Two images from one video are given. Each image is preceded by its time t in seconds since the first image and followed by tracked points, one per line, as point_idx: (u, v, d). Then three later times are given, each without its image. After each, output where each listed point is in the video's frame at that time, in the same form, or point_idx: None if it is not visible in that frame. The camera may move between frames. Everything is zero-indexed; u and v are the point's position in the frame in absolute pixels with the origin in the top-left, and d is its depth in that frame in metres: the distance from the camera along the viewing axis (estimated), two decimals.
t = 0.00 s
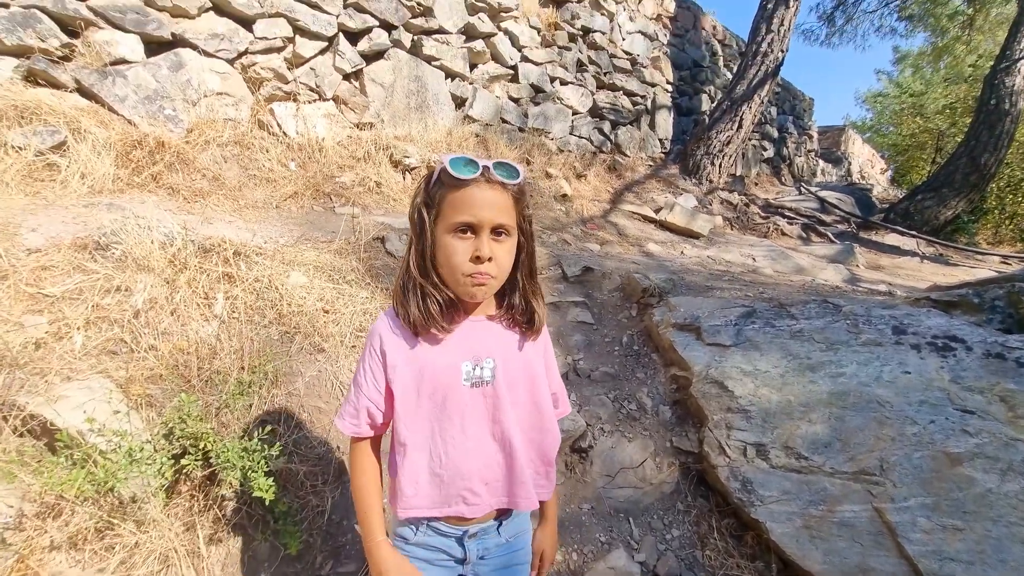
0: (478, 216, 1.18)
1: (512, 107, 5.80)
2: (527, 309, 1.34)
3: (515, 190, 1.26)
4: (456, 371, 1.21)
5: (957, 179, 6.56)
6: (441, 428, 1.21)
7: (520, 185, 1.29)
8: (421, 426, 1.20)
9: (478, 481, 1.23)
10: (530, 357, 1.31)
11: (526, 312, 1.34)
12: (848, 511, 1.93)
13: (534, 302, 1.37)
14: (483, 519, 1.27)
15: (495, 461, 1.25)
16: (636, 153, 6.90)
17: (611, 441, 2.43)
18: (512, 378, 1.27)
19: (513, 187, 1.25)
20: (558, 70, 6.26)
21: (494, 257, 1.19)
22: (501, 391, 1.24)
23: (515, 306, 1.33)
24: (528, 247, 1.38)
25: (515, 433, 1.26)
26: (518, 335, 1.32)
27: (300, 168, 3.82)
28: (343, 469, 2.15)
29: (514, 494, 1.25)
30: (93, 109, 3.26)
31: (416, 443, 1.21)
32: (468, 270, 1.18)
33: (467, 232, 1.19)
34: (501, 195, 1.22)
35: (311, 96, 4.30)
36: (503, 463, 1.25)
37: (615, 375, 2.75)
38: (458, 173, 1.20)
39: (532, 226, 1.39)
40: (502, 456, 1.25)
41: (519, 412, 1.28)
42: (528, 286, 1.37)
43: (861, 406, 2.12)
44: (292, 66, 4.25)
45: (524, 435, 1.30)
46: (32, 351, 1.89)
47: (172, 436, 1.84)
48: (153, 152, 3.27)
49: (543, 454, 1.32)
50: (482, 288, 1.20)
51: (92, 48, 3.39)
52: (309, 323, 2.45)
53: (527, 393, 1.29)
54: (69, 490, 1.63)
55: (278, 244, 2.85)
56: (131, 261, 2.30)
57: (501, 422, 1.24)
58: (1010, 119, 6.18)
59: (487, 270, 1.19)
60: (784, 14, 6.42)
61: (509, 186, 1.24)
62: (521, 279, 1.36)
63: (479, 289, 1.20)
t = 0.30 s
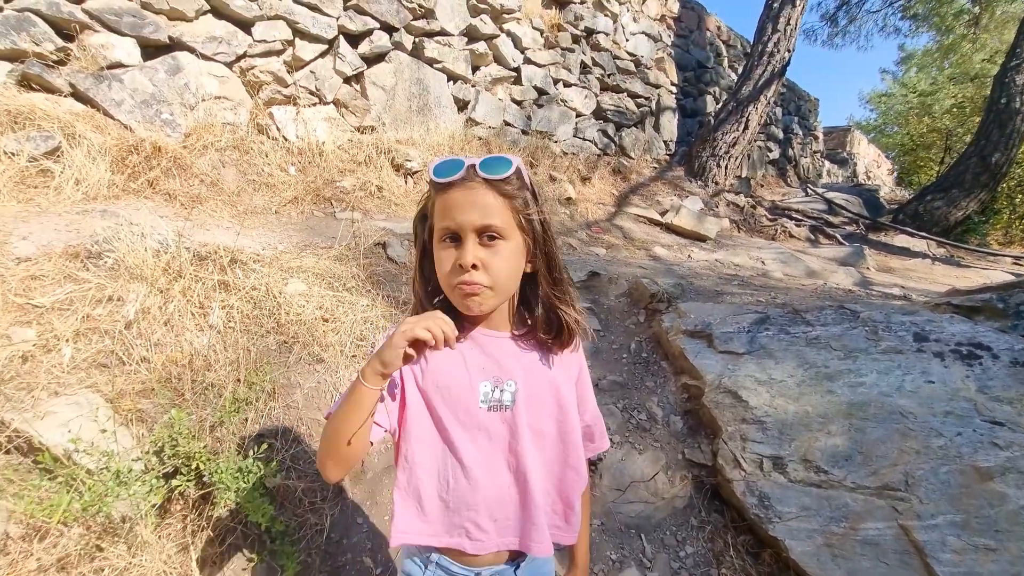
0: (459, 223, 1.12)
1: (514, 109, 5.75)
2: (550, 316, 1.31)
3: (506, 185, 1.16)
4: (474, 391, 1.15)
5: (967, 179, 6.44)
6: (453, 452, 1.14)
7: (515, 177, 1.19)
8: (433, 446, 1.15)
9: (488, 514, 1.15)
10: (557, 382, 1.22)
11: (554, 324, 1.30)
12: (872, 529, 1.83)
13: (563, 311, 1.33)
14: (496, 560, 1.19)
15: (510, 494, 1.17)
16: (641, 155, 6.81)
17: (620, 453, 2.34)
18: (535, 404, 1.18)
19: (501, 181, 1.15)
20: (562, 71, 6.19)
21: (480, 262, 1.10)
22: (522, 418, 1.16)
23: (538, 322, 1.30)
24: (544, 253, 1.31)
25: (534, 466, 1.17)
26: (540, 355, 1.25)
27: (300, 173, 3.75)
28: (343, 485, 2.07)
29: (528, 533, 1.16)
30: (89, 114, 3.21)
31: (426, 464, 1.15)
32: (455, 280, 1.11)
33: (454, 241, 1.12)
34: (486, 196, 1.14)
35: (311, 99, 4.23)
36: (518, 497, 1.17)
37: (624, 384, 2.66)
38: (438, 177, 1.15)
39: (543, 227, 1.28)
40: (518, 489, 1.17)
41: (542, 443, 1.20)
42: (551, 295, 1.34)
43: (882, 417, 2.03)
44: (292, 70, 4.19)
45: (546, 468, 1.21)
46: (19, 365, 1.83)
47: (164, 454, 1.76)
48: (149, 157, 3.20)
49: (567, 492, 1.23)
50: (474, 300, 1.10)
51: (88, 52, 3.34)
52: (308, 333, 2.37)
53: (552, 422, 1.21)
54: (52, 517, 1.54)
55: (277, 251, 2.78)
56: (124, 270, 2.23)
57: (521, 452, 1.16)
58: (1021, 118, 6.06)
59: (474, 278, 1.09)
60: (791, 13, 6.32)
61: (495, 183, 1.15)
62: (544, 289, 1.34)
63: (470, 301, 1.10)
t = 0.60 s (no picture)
0: (529, 225, 1.05)
1: (512, 103, 5.61)
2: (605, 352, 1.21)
3: (582, 181, 1.12)
4: (505, 429, 1.07)
5: (976, 167, 6.26)
6: (474, 495, 1.06)
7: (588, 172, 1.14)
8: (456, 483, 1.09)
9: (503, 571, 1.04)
10: (604, 431, 1.11)
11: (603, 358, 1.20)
12: (913, 548, 1.67)
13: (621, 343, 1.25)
14: None
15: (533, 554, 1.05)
16: (643, 149, 6.65)
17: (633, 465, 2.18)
18: (573, 453, 1.08)
19: (576, 176, 1.11)
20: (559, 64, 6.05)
21: (552, 274, 1.03)
22: (556, 468, 1.06)
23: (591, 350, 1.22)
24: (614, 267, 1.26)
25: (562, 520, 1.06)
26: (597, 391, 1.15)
27: (290, 173, 3.59)
28: (337, 507, 1.90)
29: None
30: (66, 115, 3.05)
31: (443, 499, 1.09)
32: (522, 291, 1.03)
33: (519, 246, 1.06)
34: (559, 197, 1.08)
35: (300, 96, 4.08)
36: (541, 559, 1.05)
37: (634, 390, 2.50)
38: (504, 167, 1.08)
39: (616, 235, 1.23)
40: (541, 550, 1.05)
41: (577, 499, 1.08)
42: (612, 317, 1.27)
43: (918, 424, 1.87)
44: (280, 65, 4.04)
45: (581, 530, 1.09)
46: None
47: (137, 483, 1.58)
48: (130, 159, 3.03)
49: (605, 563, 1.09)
50: (542, 316, 1.04)
51: (64, 51, 3.17)
52: (297, 342, 2.21)
53: (591, 477, 1.09)
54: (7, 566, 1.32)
55: (264, 255, 2.62)
56: (97, 279, 2.08)
57: (549, 506, 1.05)
58: None
59: (547, 291, 1.03)
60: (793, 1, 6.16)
61: (569, 179, 1.10)
62: (604, 310, 1.27)
63: (539, 316, 1.04)
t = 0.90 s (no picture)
0: (592, 207, 0.90)
1: (498, 90, 5.44)
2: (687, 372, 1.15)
3: (661, 157, 0.99)
4: (541, 460, 0.95)
5: (968, 152, 6.19)
6: (509, 536, 0.94)
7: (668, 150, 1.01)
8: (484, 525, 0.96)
9: None
10: (653, 459, 0.99)
11: (698, 388, 1.13)
12: (939, 550, 1.60)
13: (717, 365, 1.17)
14: None
15: None
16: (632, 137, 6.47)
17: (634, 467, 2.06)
18: (619, 485, 0.97)
19: (655, 152, 0.98)
20: (546, 50, 5.92)
21: (614, 270, 0.89)
22: (600, 502, 0.96)
23: (669, 367, 1.13)
24: (693, 271, 1.15)
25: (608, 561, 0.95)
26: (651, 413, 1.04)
27: (266, 164, 3.40)
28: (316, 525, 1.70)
29: None
30: (21, 106, 2.86)
31: (469, 541, 0.96)
32: (573, 288, 0.89)
33: (574, 233, 0.91)
34: (632, 175, 0.93)
35: (275, 84, 3.89)
36: None
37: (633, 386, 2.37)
38: (570, 127, 0.95)
39: (693, 231, 1.10)
40: None
41: (624, 534, 0.97)
42: (689, 329, 1.18)
43: (938, 417, 1.76)
44: (253, 52, 3.85)
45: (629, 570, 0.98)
46: None
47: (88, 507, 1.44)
48: (92, 151, 2.85)
49: None
50: (593, 319, 0.90)
51: (18, 35, 3.02)
52: (272, 344, 2.05)
53: (639, 510, 0.98)
54: None
55: (236, 251, 2.45)
56: (50, 279, 1.90)
57: (594, 545, 0.94)
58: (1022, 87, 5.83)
59: (603, 291, 0.88)
60: None
61: (647, 154, 0.96)
62: (681, 321, 1.17)
63: (591, 319, 0.90)
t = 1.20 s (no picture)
0: (609, 187, 0.76)
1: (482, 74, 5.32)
2: (705, 375, 1.02)
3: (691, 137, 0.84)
4: (559, 470, 0.85)
5: (951, 133, 6.21)
6: (526, 555, 0.84)
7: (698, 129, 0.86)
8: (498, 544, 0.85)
9: None
10: (678, 461, 0.90)
11: (706, 393, 1.00)
12: (930, 531, 1.56)
13: (732, 363, 1.04)
14: None
15: None
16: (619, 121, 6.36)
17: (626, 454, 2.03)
18: (643, 491, 0.88)
19: (683, 131, 0.83)
20: (530, 32, 5.83)
21: (630, 262, 0.76)
22: (624, 511, 0.86)
23: (690, 369, 1.00)
24: (724, 262, 1.02)
25: None
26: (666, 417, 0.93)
27: (243, 152, 3.29)
28: (304, 518, 1.68)
29: None
30: None
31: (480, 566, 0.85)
32: (583, 279, 0.76)
33: (588, 216, 0.78)
34: (659, 151, 0.79)
35: (251, 68, 3.76)
36: None
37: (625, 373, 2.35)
38: (587, 96, 0.81)
39: (723, 220, 0.97)
40: None
41: (650, 544, 0.88)
42: (712, 331, 1.05)
43: (930, 397, 1.75)
44: (227, 35, 3.72)
45: None
46: None
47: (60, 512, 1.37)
48: (58, 141, 2.73)
49: None
50: (603, 316, 0.78)
51: None
52: (253, 338, 1.99)
53: (665, 517, 0.89)
54: None
55: (213, 242, 2.37)
56: (12, 274, 1.81)
57: (621, 559, 0.85)
58: (1005, 66, 5.84)
59: (615, 285, 0.76)
60: None
61: (678, 131, 0.82)
62: (702, 321, 1.04)
63: (601, 316, 0.78)
